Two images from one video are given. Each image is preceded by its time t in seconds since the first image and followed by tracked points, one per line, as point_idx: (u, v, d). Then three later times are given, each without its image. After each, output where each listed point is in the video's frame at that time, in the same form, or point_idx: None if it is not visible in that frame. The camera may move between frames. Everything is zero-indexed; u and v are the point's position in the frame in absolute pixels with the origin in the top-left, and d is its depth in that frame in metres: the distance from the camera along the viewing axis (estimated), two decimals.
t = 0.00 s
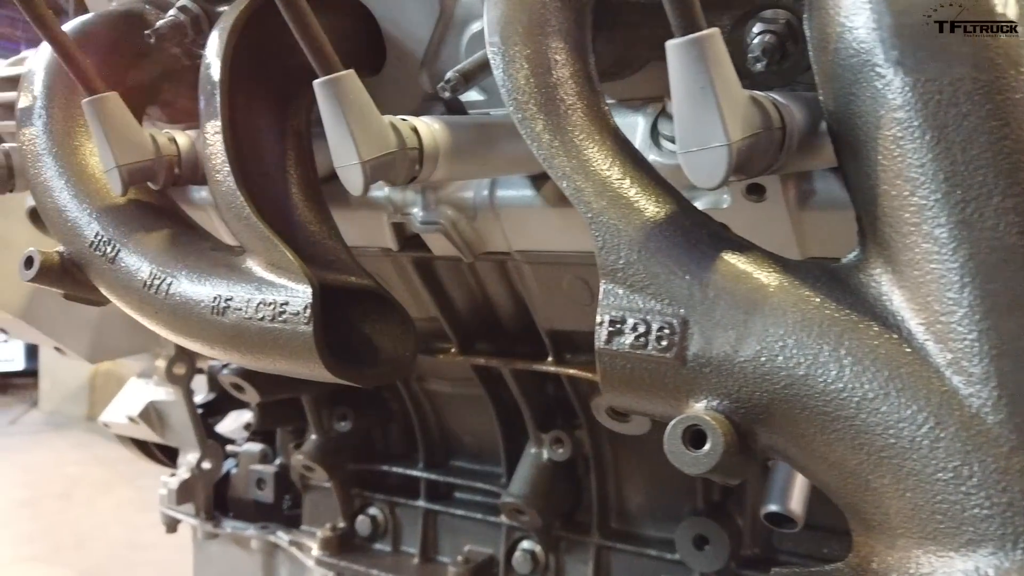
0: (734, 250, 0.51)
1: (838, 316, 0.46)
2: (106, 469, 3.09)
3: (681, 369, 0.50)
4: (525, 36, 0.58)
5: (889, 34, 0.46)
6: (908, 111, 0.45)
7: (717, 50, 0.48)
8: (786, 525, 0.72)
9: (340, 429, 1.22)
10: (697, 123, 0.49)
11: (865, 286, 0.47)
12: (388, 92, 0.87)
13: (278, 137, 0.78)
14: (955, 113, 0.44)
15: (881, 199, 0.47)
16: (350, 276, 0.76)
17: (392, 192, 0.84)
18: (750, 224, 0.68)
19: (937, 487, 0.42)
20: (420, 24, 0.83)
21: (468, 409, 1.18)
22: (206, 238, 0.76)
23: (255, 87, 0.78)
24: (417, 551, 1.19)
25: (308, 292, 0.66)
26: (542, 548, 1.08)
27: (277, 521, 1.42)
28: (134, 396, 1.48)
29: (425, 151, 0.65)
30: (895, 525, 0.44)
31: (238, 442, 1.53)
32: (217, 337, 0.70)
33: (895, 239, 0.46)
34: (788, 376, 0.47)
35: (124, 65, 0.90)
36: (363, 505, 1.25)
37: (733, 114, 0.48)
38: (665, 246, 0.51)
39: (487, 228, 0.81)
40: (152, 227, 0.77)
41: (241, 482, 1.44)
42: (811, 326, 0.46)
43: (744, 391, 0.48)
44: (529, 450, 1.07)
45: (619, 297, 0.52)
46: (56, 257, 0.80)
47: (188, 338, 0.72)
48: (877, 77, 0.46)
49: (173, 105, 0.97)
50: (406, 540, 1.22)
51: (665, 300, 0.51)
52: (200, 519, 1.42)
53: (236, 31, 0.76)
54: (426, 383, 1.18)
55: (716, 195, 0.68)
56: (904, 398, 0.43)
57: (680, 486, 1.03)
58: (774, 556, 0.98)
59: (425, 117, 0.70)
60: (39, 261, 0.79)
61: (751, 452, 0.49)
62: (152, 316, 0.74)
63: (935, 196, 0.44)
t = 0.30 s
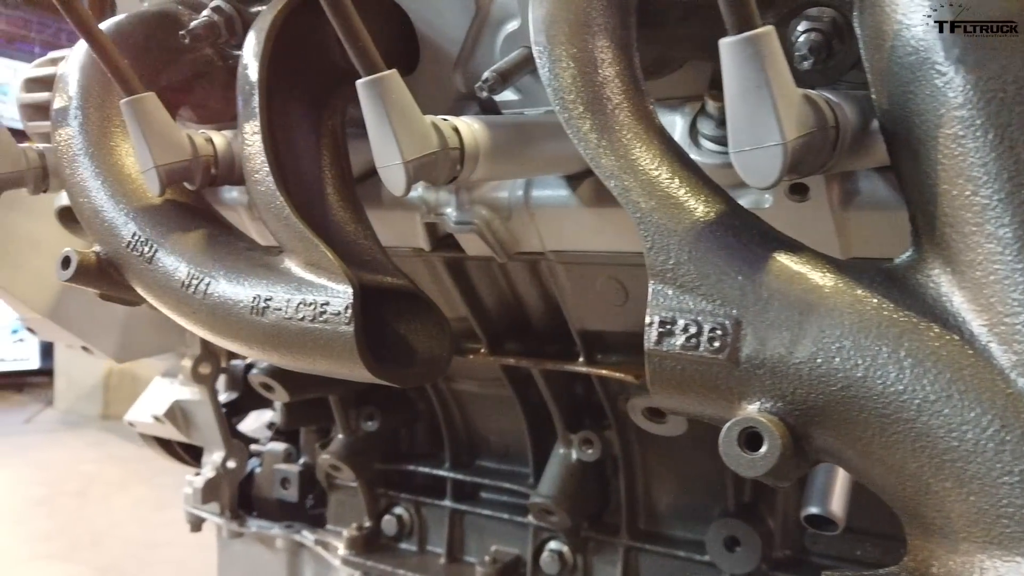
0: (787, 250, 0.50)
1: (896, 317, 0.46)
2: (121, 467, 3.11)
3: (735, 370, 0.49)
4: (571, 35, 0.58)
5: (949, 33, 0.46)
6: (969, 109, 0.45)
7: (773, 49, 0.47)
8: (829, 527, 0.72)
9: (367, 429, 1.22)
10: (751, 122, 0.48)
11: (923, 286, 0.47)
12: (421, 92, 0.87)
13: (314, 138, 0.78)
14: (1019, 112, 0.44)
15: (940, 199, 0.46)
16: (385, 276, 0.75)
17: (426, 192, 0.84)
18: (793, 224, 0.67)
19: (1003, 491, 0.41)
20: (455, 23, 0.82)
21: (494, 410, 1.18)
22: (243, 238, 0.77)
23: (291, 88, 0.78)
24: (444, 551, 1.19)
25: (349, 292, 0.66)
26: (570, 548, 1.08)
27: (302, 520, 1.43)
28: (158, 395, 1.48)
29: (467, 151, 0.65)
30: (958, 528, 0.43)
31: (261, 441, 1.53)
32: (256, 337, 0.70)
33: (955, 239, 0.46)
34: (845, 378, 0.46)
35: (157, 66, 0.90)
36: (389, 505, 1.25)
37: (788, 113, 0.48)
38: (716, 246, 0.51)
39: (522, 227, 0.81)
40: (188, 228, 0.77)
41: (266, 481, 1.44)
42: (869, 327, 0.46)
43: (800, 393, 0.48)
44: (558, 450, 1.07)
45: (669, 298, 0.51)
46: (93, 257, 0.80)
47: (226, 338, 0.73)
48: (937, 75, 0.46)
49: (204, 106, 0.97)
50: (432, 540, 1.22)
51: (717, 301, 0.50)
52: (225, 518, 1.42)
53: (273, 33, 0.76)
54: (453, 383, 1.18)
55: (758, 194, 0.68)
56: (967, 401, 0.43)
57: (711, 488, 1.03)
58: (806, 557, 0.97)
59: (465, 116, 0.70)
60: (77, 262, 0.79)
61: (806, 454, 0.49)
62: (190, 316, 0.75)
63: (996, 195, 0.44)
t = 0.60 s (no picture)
0: (840, 250, 0.50)
1: (957, 319, 0.45)
2: (135, 467, 3.12)
3: (789, 372, 0.49)
4: (616, 33, 0.57)
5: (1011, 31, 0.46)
6: None
7: (829, 47, 0.46)
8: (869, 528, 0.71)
9: (393, 430, 1.21)
10: (806, 121, 0.47)
11: (983, 288, 0.46)
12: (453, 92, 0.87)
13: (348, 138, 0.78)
14: None
15: (1001, 198, 0.46)
16: (420, 276, 0.75)
17: (458, 192, 0.84)
18: (837, 224, 0.66)
19: None
20: (488, 23, 0.82)
21: (521, 411, 1.17)
22: (277, 239, 0.77)
23: (325, 89, 0.78)
24: (469, 552, 1.18)
25: (388, 292, 0.66)
26: (597, 550, 1.07)
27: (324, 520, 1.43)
28: (182, 395, 1.49)
29: (507, 151, 0.65)
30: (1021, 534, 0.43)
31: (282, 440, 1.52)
32: (293, 338, 0.70)
33: (1016, 239, 0.46)
34: (904, 381, 0.45)
35: (189, 66, 0.90)
36: (414, 506, 1.25)
37: (844, 111, 0.47)
38: (766, 246, 0.50)
39: (556, 227, 0.80)
40: (222, 228, 0.77)
41: (290, 482, 1.45)
42: (929, 329, 0.45)
43: (856, 396, 0.47)
44: (586, 451, 1.06)
45: (719, 299, 0.51)
46: (127, 258, 0.81)
47: (262, 339, 0.72)
48: (999, 73, 0.46)
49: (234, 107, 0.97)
50: (457, 541, 1.21)
51: (770, 302, 0.49)
52: (249, 518, 1.42)
53: (309, 34, 0.76)
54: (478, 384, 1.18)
55: (800, 194, 0.67)
56: None
57: (742, 492, 1.02)
58: (839, 561, 0.96)
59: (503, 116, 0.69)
60: (111, 262, 0.79)
61: (861, 458, 0.48)
62: (225, 317, 0.75)
63: None
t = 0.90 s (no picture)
0: (893, 253, 0.49)
1: (1018, 324, 0.44)
2: (148, 467, 3.13)
3: (841, 378, 0.48)
4: (658, 31, 0.56)
5: None
6: None
7: (885, 46, 0.45)
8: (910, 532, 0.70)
9: (416, 431, 1.22)
10: (860, 121, 0.47)
11: None
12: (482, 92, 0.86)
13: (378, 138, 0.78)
14: None
15: None
16: (449, 279, 0.71)
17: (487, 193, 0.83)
18: (880, 225, 0.65)
19: None
20: (519, 21, 0.81)
21: (544, 413, 1.16)
22: (306, 240, 0.76)
23: (355, 90, 0.78)
24: (492, 555, 1.17)
25: (422, 295, 0.65)
26: (623, 554, 1.06)
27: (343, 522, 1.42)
28: (201, 397, 1.49)
29: (544, 152, 0.64)
30: None
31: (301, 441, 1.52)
32: (325, 342, 0.69)
33: None
34: (964, 387, 0.44)
35: (216, 68, 0.90)
36: (435, 509, 1.24)
37: (899, 111, 0.46)
38: (817, 250, 0.49)
39: (588, 229, 0.79)
40: (251, 230, 0.77)
41: (308, 483, 1.44)
42: (989, 334, 0.44)
43: (912, 403, 0.46)
44: (612, 454, 1.05)
45: (768, 303, 0.50)
46: (156, 259, 0.80)
47: (293, 342, 0.72)
48: None
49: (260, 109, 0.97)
50: (479, 544, 1.21)
51: (822, 306, 0.48)
52: (268, 520, 1.41)
53: (340, 34, 0.75)
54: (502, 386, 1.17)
55: (841, 195, 0.66)
56: None
57: (771, 496, 1.00)
58: (869, 566, 0.95)
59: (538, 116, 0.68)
60: (141, 264, 0.79)
61: (915, 466, 0.47)
62: (256, 320, 0.74)
63: None
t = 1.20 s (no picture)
0: (942, 254, 0.47)
1: None
2: (159, 467, 3.13)
3: (890, 383, 0.47)
4: (698, 27, 0.54)
5: None
6: None
7: (938, 42, 0.44)
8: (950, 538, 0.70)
9: (435, 433, 1.21)
10: (911, 119, 0.46)
11: None
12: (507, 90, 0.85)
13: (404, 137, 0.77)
14: None
15: None
16: (477, 280, 0.69)
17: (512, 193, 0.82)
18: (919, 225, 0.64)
19: None
20: (545, 19, 0.80)
21: (565, 415, 1.15)
22: (331, 241, 0.75)
23: (382, 88, 0.77)
24: (512, 558, 1.16)
25: (452, 296, 0.64)
26: (645, 559, 1.04)
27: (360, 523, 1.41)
28: (217, 397, 1.48)
29: (576, 151, 0.63)
30: None
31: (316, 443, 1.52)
32: (353, 343, 0.68)
33: None
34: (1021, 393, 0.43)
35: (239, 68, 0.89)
36: (454, 511, 1.23)
37: (952, 109, 0.45)
38: (865, 251, 0.48)
39: (615, 229, 0.78)
40: (276, 230, 0.76)
41: (325, 485, 1.44)
42: None
43: (966, 408, 0.45)
44: (635, 457, 1.04)
45: (814, 305, 0.49)
46: (180, 260, 0.79)
47: (319, 343, 0.71)
48: None
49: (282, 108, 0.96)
50: (499, 547, 1.19)
51: (869, 308, 0.47)
52: (285, 522, 1.41)
53: (367, 33, 0.74)
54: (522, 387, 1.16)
55: (878, 194, 0.65)
56: None
57: (797, 499, 0.99)
58: (898, 570, 0.93)
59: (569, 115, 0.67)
60: (164, 264, 0.78)
61: (969, 472, 0.46)
62: (282, 321, 0.73)
63: None
